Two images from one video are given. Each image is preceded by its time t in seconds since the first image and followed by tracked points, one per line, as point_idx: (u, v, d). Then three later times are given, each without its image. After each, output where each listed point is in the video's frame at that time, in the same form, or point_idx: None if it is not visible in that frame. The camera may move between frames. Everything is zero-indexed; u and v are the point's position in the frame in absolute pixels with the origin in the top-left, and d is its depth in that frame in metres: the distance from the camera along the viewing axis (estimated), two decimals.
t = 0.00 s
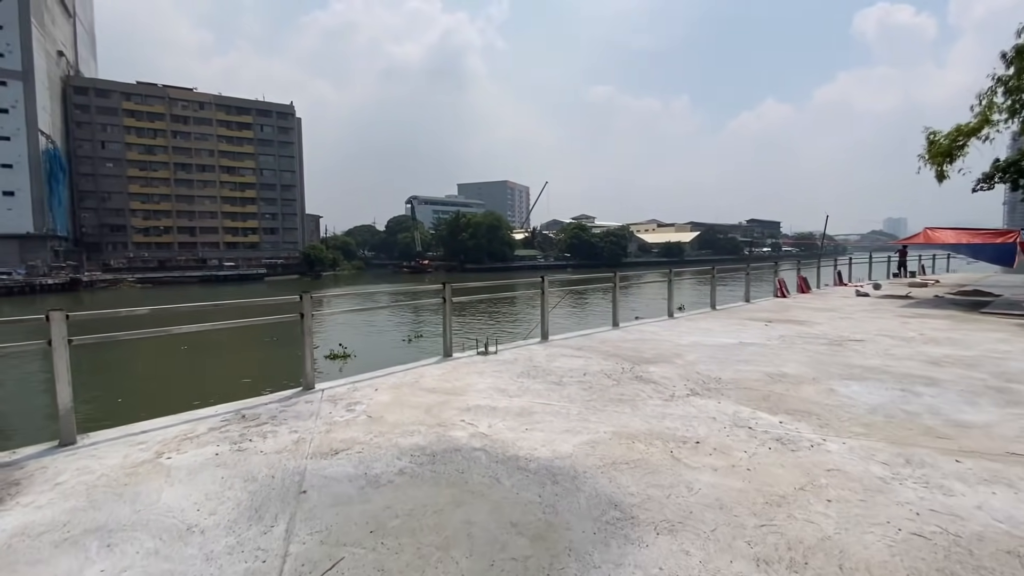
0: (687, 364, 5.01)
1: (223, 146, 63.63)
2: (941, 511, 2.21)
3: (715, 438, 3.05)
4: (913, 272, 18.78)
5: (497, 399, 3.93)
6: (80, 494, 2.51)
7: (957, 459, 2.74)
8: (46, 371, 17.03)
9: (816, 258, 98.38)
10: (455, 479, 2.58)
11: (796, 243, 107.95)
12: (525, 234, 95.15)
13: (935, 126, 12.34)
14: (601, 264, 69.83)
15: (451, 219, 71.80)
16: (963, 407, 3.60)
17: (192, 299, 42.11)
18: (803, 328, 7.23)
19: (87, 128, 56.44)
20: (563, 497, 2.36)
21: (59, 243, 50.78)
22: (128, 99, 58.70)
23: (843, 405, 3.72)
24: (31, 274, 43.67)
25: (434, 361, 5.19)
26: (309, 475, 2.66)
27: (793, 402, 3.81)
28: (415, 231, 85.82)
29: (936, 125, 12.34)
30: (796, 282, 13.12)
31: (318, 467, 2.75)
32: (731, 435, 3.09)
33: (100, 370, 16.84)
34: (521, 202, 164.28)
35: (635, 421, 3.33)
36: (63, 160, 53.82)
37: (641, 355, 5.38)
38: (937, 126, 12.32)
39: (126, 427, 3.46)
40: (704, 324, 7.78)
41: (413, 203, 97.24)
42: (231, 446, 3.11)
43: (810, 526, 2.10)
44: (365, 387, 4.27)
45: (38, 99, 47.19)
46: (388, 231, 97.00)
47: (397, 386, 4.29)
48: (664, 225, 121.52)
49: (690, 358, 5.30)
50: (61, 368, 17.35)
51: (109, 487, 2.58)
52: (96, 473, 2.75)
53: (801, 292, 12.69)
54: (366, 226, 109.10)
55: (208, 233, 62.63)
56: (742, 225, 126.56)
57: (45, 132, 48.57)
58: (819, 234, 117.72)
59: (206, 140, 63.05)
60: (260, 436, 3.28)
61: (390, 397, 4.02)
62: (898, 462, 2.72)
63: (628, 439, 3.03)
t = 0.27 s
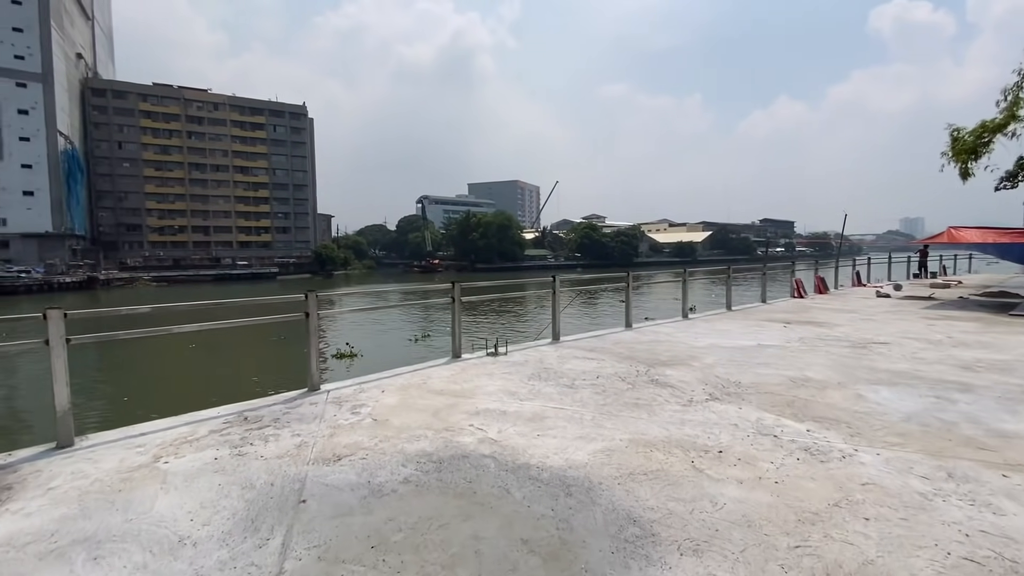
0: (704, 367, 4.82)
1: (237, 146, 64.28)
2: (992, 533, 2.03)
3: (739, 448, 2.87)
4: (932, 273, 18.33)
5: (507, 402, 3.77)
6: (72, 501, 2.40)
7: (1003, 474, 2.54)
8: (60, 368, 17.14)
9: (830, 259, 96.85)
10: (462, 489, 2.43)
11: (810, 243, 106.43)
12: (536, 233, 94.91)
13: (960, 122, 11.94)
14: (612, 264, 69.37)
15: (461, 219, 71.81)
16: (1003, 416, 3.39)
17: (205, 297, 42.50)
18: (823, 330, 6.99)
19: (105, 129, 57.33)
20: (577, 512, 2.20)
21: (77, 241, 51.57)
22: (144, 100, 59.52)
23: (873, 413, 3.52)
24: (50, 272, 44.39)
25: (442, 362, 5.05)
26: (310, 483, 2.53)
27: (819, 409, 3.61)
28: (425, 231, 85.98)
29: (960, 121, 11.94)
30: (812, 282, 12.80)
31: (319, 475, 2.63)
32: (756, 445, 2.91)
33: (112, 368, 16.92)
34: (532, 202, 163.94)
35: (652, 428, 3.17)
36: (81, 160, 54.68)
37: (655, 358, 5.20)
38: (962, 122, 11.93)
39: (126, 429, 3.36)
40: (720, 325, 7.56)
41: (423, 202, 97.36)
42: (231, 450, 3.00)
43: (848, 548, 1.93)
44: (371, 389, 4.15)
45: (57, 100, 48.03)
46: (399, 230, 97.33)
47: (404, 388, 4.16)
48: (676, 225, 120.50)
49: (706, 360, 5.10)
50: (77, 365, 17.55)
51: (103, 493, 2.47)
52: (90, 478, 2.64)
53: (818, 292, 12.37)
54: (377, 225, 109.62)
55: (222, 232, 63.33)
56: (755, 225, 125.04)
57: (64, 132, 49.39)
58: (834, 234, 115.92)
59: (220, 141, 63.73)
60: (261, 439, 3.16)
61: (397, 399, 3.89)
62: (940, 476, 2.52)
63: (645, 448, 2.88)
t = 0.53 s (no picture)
0: (726, 373, 4.57)
1: (253, 146, 65.00)
2: None
3: (768, 465, 2.63)
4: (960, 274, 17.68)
5: (516, 410, 3.56)
6: (50, 513, 2.26)
7: None
8: (78, 365, 17.34)
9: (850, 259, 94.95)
10: (466, 508, 2.24)
11: (828, 243, 104.50)
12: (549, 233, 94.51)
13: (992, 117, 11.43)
14: (626, 264, 68.75)
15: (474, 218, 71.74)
16: None
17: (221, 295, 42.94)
18: (850, 333, 6.67)
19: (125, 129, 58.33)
20: (592, 538, 1.99)
21: (98, 240, 52.50)
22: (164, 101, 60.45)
23: (913, 426, 3.24)
24: (71, 270, 45.22)
25: (450, 365, 4.85)
26: (302, 498, 2.35)
27: (853, 420, 3.35)
28: (438, 230, 86.14)
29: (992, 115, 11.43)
30: (835, 283, 12.37)
31: (313, 489, 2.45)
32: (787, 462, 2.67)
33: (128, 367, 17.04)
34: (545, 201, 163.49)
35: (672, 441, 2.94)
36: (102, 160, 55.67)
37: (673, 362, 4.95)
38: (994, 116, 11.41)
39: (118, 433, 3.22)
40: (740, 327, 7.27)
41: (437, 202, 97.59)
42: (224, 458, 2.83)
43: None
44: (375, 393, 3.97)
45: (79, 101, 48.95)
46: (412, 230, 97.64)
47: (409, 393, 3.97)
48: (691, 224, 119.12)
49: (727, 365, 4.84)
50: (95, 362, 17.77)
51: (83, 506, 2.32)
52: (71, 488, 2.50)
53: (841, 293, 11.95)
54: (391, 225, 110.12)
55: (238, 231, 64.10)
56: (772, 224, 123.05)
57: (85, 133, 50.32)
58: (853, 234, 113.54)
59: (236, 141, 64.50)
60: (256, 447, 3.00)
61: (401, 405, 3.71)
62: (997, 501, 2.26)
63: (665, 464, 2.65)
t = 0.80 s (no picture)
0: (743, 381, 4.37)
1: (265, 146, 65.55)
2: None
3: (794, 487, 2.45)
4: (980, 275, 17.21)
5: (524, 420, 3.40)
6: (32, 532, 2.14)
7: None
8: (91, 364, 17.49)
9: (864, 259, 93.53)
10: (469, 534, 2.07)
11: (842, 243, 103.08)
12: (558, 233, 94.18)
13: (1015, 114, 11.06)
14: (636, 264, 68.26)
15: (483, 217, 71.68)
16: None
17: (232, 294, 43.28)
18: (870, 338, 6.44)
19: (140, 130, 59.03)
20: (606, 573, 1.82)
21: (113, 239, 53.23)
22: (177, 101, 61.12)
23: (946, 442, 3.04)
24: (87, 268, 45.83)
25: (456, 371, 4.70)
26: (296, 518, 2.22)
27: (880, 435, 3.15)
28: (448, 230, 86.23)
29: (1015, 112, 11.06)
30: (852, 285, 12.05)
31: (307, 508, 2.30)
32: (815, 483, 2.48)
33: (139, 366, 17.12)
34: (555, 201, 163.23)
35: (689, 458, 2.76)
36: (117, 160, 56.38)
37: (686, 369, 4.78)
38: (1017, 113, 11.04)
39: (111, 442, 3.12)
40: (756, 332, 7.06)
41: (446, 201, 97.69)
42: (217, 472, 2.71)
43: None
44: (378, 401, 3.84)
45: (95, 102, 49.61)
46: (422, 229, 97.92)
47: (412, 401, 3.84)
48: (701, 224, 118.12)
49: (744, 373, 4.65)
50: (110, 360, 17.94)
51: (66, 524, 2.20)
52: (56, 503, 2.39)
53: (858, 296, 11.65)
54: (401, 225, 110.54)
55: (250, 230, 64.65)
56: (784, 224, 121.61)
57: (100, 133, 50.99)
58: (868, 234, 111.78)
59: (249, 141, 65.05)
60: (252, 459, 2.87)
61: (404, 414, 3.56)
62: None
63: (681, 484, 2.49)
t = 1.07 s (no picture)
0: (767, 386, 4.15)
1: (278, 146, 66.04)
2: None
3: (833, 506, 2.24)
4: (1006, 275, 16.67)
5: (537, 426, 3.21)
6: (12, 544, 2.02)
7: None
8: (105, 361, 17.62)
9: (880, 259, 91.87)
10: (478, 555, 1.90)
11: (857, 243, 101.35)
12: (568, 232, 93.81)
13: None
14: (647, 263, 67.73)
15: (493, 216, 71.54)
16: None
17: (245, 292, 43.58)
18: (898, 340, 6.16)
19: (155, 130, 59.75)
20: None
21: (129, 238, 53.97)
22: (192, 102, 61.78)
23: (993, 454, 2.81)
24: (103, 266, 46.44)
25: (465, 373, 4.53)
26: (292, 532, 2.06)
27: (921, 447, 2.93)
28: (458, 229, 86.25)
29: None
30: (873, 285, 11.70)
31: (305, 522, 2.14)
32: (855, 502, 2.28)
33: (152, 363, 17.24)
34: (565, 200, 162.66)
35: (715, 472, 2.56)
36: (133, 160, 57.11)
37: (706, 372, 4.56)
38: None
39: (106, 446, 3.00)
40: (776, 332, 6.81)
41: (457, 200, 97.69)
42: (214, 479, 2.57)
43: None
44: (384, 404, 3.68)
45: (111, 102, 50.27)
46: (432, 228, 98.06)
47: (419, 404, 3.67)
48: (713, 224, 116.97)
49: (767, 377, 4.43)
50: (123, 357, 18.10)
51: (49, 536, 2.07)
52: (41, 513, 2.25)
53: (879, 296, 11.30)
54: (412, 224, 110.86)
55: (263, 229, 65.19)
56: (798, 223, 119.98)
57: (117, 133, 51.68)
58: (884, 233, 109.91)
59: (262, 140, 65.58)
60: (250, 466, 2.72)
61: (411, 418, 3.40)
62: None
63: (708, 500, 2.29)
